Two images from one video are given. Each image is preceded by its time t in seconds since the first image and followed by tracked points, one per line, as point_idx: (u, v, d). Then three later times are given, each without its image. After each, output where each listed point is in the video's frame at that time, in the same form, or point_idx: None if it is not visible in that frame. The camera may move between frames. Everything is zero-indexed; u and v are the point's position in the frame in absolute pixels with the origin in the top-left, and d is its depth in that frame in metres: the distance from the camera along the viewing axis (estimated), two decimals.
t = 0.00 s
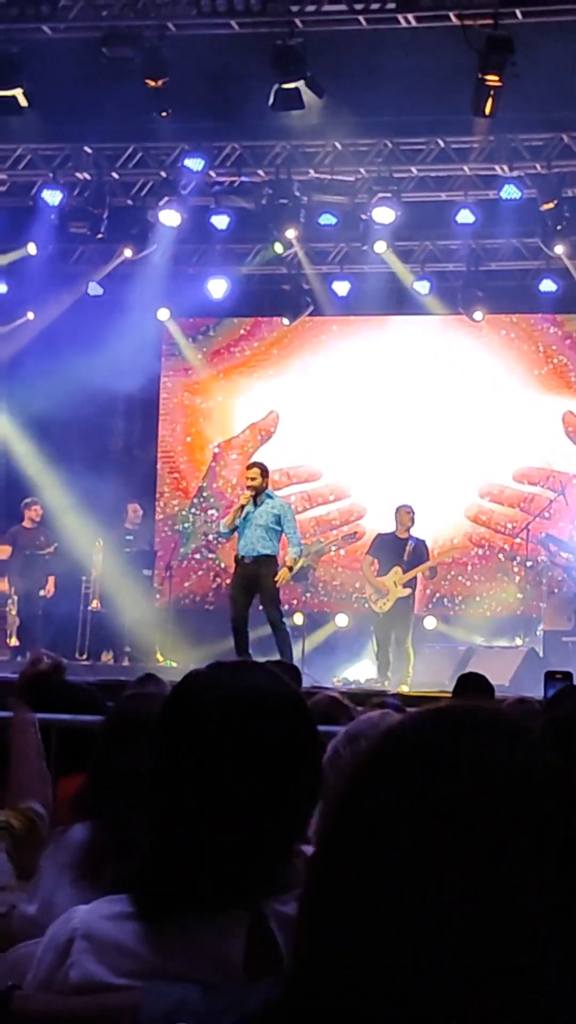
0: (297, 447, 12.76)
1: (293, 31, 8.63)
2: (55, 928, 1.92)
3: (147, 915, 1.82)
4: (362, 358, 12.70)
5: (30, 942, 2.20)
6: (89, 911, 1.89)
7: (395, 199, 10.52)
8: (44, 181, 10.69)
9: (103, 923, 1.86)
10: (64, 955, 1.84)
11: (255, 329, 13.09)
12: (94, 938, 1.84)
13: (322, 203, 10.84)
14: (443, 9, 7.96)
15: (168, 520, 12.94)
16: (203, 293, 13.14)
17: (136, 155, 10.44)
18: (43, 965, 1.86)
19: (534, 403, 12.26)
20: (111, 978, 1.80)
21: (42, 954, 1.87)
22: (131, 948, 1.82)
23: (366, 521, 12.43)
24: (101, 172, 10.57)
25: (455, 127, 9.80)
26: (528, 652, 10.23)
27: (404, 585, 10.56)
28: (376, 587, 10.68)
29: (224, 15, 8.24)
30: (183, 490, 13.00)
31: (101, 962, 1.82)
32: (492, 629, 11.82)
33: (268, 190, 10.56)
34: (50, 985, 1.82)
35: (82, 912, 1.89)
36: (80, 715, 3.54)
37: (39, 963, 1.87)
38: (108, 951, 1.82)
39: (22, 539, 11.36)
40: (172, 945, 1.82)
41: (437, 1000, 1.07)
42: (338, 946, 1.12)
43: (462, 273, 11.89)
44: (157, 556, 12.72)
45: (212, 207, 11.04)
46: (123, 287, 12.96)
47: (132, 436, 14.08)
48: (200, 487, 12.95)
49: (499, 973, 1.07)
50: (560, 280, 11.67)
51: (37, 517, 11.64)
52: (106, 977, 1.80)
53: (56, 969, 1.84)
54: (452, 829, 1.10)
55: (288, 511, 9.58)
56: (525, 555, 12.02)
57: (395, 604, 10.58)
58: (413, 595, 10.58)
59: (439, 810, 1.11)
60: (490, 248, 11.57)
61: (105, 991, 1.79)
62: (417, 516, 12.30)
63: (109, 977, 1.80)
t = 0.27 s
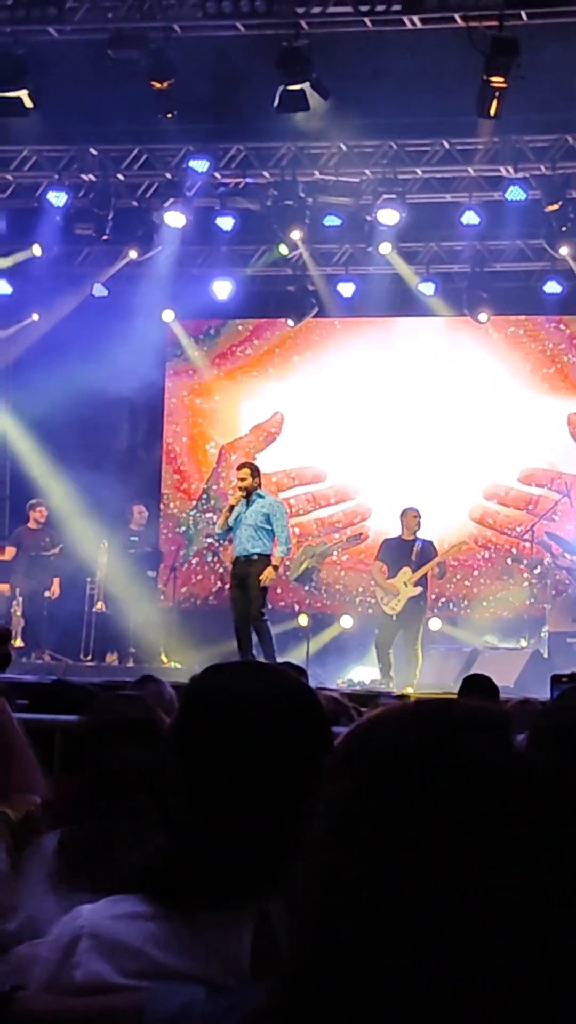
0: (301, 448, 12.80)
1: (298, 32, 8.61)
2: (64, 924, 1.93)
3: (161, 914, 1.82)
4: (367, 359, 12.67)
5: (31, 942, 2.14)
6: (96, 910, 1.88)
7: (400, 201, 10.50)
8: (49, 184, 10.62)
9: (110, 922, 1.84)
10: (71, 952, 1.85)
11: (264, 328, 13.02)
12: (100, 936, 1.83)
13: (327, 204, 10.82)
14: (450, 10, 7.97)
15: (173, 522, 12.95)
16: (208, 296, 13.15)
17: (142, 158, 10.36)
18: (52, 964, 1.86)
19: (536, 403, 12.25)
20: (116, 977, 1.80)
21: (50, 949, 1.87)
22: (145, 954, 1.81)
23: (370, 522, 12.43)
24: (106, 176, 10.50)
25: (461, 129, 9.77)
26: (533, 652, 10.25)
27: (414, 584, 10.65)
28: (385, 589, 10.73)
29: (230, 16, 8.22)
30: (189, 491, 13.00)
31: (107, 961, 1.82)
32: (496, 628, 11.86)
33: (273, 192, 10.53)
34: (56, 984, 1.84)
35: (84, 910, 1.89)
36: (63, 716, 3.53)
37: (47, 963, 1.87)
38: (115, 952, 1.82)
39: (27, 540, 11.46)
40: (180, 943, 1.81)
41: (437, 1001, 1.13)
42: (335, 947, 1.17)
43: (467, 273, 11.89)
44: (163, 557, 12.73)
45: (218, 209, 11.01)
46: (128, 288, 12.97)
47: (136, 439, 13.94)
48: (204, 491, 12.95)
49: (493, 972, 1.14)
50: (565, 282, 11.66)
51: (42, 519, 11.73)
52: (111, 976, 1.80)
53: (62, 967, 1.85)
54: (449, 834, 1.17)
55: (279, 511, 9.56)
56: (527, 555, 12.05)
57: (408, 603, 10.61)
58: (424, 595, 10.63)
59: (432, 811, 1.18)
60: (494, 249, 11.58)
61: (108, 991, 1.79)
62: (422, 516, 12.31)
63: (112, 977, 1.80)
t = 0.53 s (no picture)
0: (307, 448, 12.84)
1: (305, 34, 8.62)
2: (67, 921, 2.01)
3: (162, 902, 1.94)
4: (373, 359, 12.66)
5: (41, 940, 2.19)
6: (102, 908, 1.96)
7: (406, 201, 10.51)
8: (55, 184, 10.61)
9: (118, 919, 1.93)
10: (78, 952, 1.95)
11: (272, 329, 12.96)
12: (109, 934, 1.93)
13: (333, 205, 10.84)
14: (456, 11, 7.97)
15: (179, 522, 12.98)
16: (213, 296, 13.14)
17: (148, 158, 10.34)
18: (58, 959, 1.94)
19: (543, 403, 12.24)
20: (122, 975, 1.91)
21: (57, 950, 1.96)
22: (153, 950, 1.92)
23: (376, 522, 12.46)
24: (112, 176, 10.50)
25: (467, 130, 9.77)
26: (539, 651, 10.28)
27: (423, 588, 10.64)
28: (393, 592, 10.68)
29: (237, 18, 8.24)
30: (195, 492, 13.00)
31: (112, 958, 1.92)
32: (502, 629, 11.89)
33: (279, 193, 10.54)
34: (65, 987, 1.93)
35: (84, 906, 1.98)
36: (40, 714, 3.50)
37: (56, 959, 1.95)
38: (123, 948, 1.92)
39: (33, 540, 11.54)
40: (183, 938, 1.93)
41: (436, 996, 1.56)
42: (338, 946, 1.57)
43: (474, 274, 11.89)
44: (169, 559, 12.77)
45: (224, 209, 11.02)
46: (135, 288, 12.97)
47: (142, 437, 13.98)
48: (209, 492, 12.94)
49: (490, 968, 1.59)
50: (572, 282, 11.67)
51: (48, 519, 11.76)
52: (119, 974, 1.91)
53: (70, 967, 1.94)
54: (443, 841, 1.65)
55: (275, 510, 9.41)
56: (533, 556, 12.06)
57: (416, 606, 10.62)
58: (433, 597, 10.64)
59: (431, 814, 1.68)
60: (501, 251, 11.58)
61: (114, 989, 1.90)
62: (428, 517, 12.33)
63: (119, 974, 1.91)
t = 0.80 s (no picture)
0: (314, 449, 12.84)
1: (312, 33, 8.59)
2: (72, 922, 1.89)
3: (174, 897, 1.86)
4: (380, 360, 12.68)
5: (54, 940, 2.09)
6: (111, 909, 1.78)
7: (413, 200, 10.49)
8: (62, 181, 10.62)
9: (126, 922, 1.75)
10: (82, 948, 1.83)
11: (280, 328, 12.99)
12: (117, 936, 1.74)
13: (340, 205, 10.86)
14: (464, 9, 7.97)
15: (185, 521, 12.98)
16: (220, 296, 13.14)
17: (155, 157, 10.33)
18: (68, 959, 1.77)
19: (550, 402, 12.21)
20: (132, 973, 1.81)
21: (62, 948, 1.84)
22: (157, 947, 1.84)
23: (383, 522, 12.43)
24: (120, 175, 10.48)
25: (474, 132, 9.73)
26: (545, 653, 10.27)
27: (428, 589, 10.63)
28: (398, 594, 10.66)
29: (244, 15, 8.20)
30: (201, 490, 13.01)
31: (121, 957, 1.71)
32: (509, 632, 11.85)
33: (285, 192, 10.53)
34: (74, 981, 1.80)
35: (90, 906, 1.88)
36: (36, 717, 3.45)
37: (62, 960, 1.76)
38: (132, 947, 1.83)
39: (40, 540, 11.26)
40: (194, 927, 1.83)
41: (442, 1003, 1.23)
42: (336, 946, 1.21)
43: (479, 276, 11.87)
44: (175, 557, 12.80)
45: (231, 208, 11.03)
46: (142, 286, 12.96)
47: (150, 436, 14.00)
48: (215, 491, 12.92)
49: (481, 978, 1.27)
50: None
51: (55, 517, 11.43)
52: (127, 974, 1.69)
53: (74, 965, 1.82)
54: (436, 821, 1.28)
55: (268, 512, 9.26)
56: (540, 558, 12.03)
57: (423, 610, 10.61)
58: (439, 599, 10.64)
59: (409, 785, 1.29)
60: (507, 250, 11.56)
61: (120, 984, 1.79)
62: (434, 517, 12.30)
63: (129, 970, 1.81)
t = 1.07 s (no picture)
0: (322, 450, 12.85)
1: (320, 34, 8.60)
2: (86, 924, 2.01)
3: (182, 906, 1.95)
4: (388, 359, 12.65)
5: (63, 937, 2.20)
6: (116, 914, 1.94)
7: (421, 201, 10.50)
8: (70, 182, 10.65)
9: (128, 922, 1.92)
10: (96, 951, 1.94)
11: (286, 328, 12.99)
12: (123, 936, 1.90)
13: (348, 206, 10.86)
14: (471, 11, 7.99)
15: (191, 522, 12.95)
16: (227, 296, 13.15)
17: (162, 159, 10.37)
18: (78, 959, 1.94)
19: (558, 403, 12.20)
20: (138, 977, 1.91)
21: (75, 950, 1.96)
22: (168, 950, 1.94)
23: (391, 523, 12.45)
24: (127, 176, 10.50)
25: (483, 133, 9.74)
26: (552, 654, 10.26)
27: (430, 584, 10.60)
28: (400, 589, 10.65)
29: (252, 17, 8.21)
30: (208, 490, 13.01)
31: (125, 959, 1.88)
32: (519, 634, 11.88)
33: (293, 193, 10.55)
34: (86, 984, 1.92)
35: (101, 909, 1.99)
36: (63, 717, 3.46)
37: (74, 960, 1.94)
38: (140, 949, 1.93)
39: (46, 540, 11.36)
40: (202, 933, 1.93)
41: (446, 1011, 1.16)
42: (339, 947, 1.13)
43: (487, 276, 11.86)
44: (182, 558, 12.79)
45: (239, 209, 11.05)
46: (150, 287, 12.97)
47: (157, 436, 14.00)
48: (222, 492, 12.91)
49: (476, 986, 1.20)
50: None
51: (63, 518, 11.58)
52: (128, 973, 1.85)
53: (88, 967, 1.94)
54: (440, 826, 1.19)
55: (260, 512, 9.20)
56: (547, 558, 11.98)
57: (425, 603, 10.62)
58: (441, 595, 10.63)
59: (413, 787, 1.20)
60: (516, 251, 11.56)
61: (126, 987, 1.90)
62: (442, 518, 12.30)
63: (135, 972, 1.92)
